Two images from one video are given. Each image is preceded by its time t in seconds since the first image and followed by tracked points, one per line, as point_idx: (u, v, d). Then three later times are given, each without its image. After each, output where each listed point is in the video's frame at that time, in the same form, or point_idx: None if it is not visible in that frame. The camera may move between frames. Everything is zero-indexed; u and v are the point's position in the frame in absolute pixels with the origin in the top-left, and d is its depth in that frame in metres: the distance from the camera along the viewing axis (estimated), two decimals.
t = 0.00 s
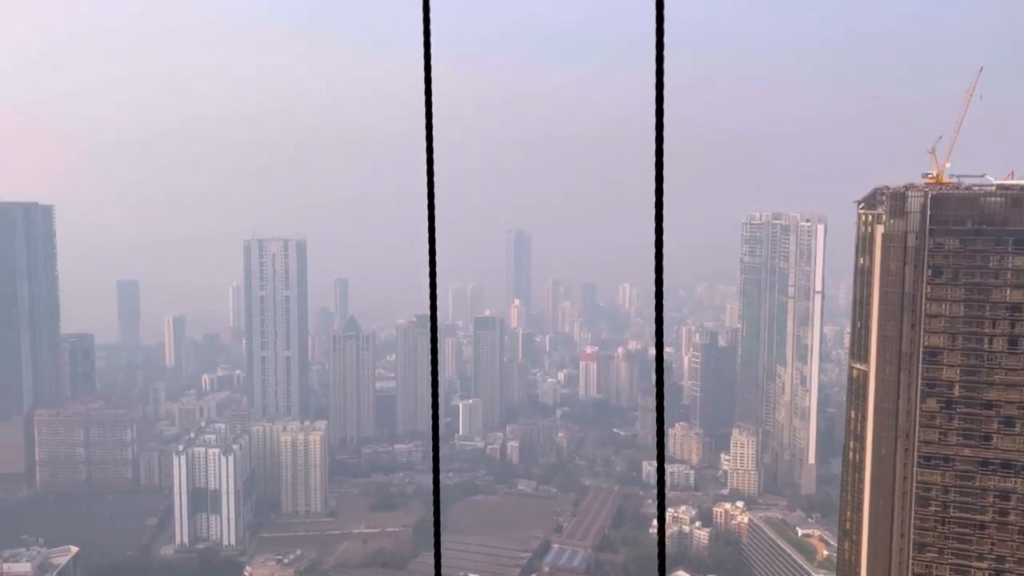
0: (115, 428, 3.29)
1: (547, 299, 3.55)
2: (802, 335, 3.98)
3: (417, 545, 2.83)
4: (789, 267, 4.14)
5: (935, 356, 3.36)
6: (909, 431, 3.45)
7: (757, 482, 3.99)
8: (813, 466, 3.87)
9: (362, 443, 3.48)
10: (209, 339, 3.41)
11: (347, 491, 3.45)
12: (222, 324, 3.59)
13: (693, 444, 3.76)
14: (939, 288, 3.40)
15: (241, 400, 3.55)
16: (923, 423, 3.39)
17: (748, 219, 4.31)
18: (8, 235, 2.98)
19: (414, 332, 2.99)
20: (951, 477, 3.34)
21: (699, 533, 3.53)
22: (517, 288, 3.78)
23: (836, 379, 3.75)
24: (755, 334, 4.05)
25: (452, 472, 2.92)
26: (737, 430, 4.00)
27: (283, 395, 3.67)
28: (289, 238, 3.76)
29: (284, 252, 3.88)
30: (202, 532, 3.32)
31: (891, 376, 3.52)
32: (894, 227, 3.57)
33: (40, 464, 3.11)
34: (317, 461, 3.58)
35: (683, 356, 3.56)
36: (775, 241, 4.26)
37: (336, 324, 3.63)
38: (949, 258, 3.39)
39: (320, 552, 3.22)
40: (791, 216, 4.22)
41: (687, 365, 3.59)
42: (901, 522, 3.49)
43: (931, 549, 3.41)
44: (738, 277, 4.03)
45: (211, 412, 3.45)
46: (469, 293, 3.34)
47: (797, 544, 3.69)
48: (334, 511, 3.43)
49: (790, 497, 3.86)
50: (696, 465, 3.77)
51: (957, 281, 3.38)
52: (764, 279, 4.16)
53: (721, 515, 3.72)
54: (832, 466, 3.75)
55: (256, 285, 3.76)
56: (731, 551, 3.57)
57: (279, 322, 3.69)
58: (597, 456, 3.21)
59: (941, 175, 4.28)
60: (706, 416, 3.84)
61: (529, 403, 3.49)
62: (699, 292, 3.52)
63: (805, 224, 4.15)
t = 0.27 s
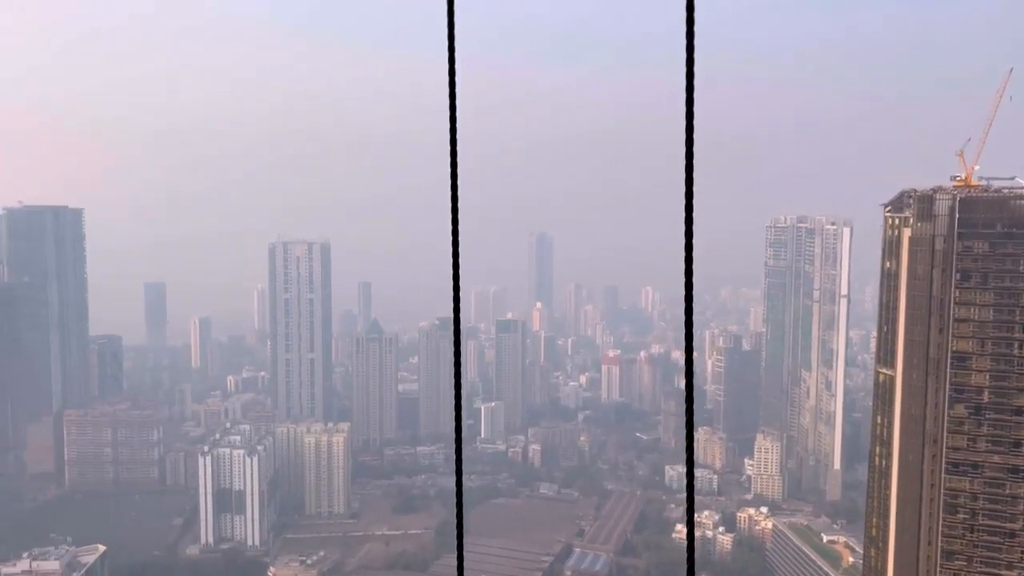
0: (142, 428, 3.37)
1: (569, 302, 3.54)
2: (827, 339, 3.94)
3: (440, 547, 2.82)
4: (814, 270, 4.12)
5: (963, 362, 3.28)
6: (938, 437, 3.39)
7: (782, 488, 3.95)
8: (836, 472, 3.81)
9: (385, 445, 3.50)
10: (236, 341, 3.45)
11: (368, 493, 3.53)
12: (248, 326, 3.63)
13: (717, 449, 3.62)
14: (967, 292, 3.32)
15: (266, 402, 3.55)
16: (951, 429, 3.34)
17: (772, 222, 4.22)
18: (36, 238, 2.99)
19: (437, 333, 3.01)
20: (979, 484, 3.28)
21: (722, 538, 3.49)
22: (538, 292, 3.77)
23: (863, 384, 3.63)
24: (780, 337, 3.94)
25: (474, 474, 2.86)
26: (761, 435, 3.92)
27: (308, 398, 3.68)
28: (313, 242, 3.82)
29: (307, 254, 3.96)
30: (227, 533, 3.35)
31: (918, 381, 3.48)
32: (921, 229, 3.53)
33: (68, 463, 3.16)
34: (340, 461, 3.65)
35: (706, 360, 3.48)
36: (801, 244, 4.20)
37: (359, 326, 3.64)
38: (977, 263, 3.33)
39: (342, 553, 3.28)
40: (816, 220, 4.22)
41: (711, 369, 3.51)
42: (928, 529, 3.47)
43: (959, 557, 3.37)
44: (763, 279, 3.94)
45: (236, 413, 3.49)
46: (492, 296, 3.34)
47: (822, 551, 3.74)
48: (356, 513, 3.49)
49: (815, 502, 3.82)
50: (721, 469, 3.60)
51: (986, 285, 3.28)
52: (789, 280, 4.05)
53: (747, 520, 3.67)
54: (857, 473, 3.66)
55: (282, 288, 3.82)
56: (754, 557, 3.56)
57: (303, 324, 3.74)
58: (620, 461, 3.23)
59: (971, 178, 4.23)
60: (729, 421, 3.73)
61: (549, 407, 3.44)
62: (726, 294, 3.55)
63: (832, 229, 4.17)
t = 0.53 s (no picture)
0: (168, 429, 3.41)
1: (592, 305, 3.56)
2: (853, 344, 3.86)
3: (463, 549, 2.82)
4: (840, 274, 4.05)
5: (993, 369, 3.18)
6: (966, 444, 3.28)
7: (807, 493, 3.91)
8: (864, 477, 3.78)
9: (407, 447, 3.55)
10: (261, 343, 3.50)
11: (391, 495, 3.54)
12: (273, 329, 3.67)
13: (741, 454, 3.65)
14: (997, 298, 3.21)
15: (290, 404, 3.58)
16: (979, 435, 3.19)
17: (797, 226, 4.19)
18: (69, 240, 3.07)
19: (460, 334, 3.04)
20: (1010, 491, 3.10)
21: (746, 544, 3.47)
22: (561, 295, 3.78)
23: (889, 388, 3.63)
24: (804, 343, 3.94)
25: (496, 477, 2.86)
26: (786, 440, 3.92)
27: (331, 400, 3.67)
28: (338, 244, 3.86)
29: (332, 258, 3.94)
30: (251, 534, 3.34)
31: (946, 387, 3.36)
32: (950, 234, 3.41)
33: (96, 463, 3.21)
34: (362, 463, 3.67)
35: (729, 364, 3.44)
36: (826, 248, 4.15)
37: (381, 330, 3.60)
38: (1007, 267, 3.18)
39: (365, 556, 3.29)
40: (842, 223, 4.13)
41: (736, 373, 3.52)
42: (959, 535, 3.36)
43: (988, 567, 3.20)
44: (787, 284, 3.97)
45: (261, 414, 3.53)
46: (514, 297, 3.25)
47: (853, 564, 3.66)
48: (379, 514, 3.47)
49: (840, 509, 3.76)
50: (744, 475, 3.53)
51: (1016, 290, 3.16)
52: (814, 285, 4.04)
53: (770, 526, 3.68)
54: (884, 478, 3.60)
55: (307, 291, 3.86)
56: (779, 563, 3.53)
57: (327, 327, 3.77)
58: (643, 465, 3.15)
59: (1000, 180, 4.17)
60: (752, 425, 3.74)
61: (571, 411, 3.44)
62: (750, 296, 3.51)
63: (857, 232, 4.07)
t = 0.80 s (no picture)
0: (193, 430, 3.45)
1: (614, 307, 3.55)
2: (880, 349, 3.75)
3: (484, 553, 2.81)
4: (866, 280, 3.88)
5: None
6: (997, 451, 2.88)
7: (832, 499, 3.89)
8: (889, 483, 3.58)
9: (429, 449, 3.51)
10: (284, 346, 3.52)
11: (412, 497, 3.45)
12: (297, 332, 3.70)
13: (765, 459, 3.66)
14: None
15: (313, 407, 3.66)
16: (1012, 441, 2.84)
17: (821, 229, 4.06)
18: (96, 244, 3.22)
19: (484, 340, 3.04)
20: None
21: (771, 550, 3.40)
22: (584, 297, 3.76)
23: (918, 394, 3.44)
24: (829, 347, 3.91)
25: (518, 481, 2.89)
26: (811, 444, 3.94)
27: (354, 403, 3.67)
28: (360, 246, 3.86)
29: (355, 260, 3.98)
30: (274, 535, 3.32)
31: (974, 393, 2.94)
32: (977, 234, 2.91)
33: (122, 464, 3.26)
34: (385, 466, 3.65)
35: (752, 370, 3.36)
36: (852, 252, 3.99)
37: (404, 332, 3.66)
38: None
39: (387, 558, 3.28)
40: (868, 226, 3.96)
41: (760, 379, 3.52)
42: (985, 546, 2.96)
43: None
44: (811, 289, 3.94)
45: (284, 416, 3.54)
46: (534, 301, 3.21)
47: None
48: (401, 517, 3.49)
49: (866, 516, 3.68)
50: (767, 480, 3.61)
51: None
52: (839, 289, 3.98)
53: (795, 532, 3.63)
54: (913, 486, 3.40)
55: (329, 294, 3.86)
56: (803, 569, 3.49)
57: (349, 329, 3.77)
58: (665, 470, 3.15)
59: None
60: (776, 432, 3.69)
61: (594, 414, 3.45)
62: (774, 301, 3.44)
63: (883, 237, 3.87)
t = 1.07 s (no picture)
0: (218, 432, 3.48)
1: (636, 310, 3.54)
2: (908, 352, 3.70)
3: (507, 557, 2.81)
4: (892, 282, 3.78)
5: None
6: None
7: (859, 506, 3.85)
8: (918, 490, 3.55)
9: (451, 452, 3.52)
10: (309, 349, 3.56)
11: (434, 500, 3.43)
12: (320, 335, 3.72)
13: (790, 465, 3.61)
14: None
15: (336, 409, 3.64)
16: None
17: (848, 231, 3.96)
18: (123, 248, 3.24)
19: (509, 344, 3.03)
20: None
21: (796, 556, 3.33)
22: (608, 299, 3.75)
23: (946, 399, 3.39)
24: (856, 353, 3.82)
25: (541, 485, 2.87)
26: (835, 451, 3.86)
27: (376, 405, 3.69)
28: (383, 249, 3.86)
29: (378, 262, 3.94)
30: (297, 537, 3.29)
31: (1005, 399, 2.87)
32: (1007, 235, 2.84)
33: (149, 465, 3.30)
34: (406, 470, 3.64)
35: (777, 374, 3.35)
36: (879, 254, 3.89)
37: (426, 335, 3.68)
38: None
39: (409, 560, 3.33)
40: (895, 228, 3.84)
41: (784, 383, 3.51)
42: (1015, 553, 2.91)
43: None
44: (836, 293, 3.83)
45: (307, 418, 3.51)
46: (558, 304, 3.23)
47: None
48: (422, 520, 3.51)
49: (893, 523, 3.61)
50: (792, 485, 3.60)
51: None
52: (866, 293, 3.87)
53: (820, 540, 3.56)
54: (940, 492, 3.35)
55: (352, 296, 3.85)
56: None
57: (372, 332, 3.79)
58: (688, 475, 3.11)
59: None
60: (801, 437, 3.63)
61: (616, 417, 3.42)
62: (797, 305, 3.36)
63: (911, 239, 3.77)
